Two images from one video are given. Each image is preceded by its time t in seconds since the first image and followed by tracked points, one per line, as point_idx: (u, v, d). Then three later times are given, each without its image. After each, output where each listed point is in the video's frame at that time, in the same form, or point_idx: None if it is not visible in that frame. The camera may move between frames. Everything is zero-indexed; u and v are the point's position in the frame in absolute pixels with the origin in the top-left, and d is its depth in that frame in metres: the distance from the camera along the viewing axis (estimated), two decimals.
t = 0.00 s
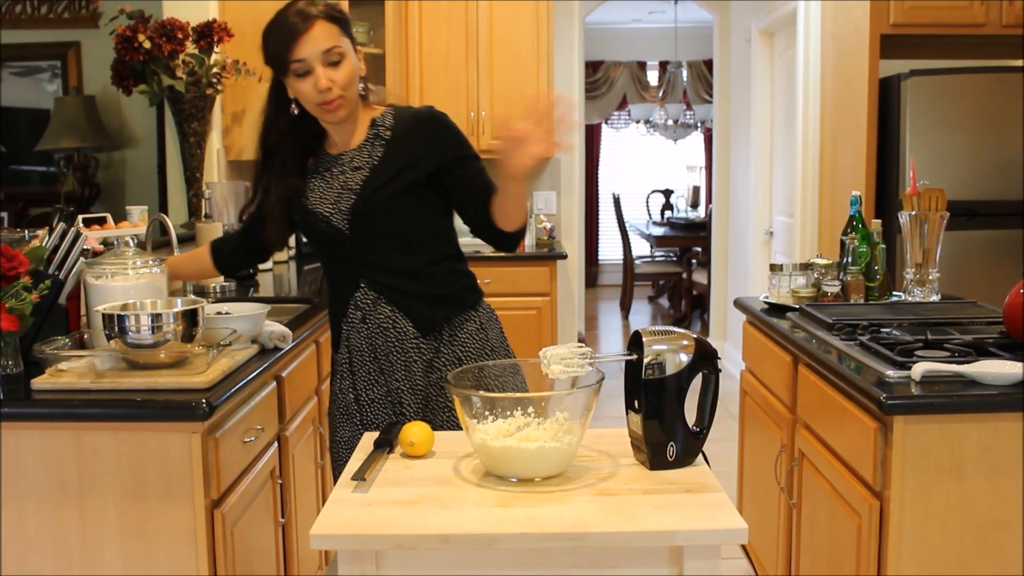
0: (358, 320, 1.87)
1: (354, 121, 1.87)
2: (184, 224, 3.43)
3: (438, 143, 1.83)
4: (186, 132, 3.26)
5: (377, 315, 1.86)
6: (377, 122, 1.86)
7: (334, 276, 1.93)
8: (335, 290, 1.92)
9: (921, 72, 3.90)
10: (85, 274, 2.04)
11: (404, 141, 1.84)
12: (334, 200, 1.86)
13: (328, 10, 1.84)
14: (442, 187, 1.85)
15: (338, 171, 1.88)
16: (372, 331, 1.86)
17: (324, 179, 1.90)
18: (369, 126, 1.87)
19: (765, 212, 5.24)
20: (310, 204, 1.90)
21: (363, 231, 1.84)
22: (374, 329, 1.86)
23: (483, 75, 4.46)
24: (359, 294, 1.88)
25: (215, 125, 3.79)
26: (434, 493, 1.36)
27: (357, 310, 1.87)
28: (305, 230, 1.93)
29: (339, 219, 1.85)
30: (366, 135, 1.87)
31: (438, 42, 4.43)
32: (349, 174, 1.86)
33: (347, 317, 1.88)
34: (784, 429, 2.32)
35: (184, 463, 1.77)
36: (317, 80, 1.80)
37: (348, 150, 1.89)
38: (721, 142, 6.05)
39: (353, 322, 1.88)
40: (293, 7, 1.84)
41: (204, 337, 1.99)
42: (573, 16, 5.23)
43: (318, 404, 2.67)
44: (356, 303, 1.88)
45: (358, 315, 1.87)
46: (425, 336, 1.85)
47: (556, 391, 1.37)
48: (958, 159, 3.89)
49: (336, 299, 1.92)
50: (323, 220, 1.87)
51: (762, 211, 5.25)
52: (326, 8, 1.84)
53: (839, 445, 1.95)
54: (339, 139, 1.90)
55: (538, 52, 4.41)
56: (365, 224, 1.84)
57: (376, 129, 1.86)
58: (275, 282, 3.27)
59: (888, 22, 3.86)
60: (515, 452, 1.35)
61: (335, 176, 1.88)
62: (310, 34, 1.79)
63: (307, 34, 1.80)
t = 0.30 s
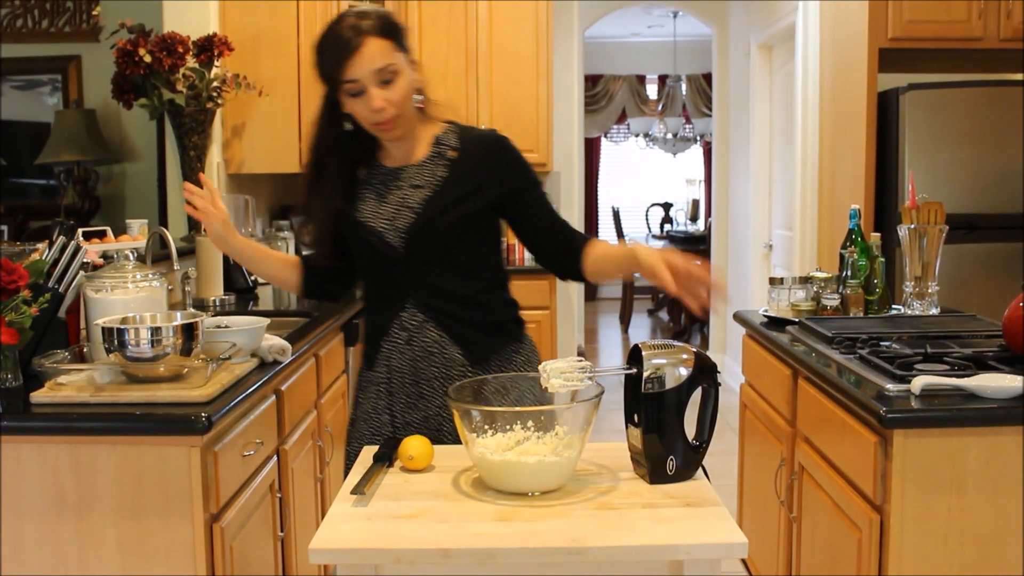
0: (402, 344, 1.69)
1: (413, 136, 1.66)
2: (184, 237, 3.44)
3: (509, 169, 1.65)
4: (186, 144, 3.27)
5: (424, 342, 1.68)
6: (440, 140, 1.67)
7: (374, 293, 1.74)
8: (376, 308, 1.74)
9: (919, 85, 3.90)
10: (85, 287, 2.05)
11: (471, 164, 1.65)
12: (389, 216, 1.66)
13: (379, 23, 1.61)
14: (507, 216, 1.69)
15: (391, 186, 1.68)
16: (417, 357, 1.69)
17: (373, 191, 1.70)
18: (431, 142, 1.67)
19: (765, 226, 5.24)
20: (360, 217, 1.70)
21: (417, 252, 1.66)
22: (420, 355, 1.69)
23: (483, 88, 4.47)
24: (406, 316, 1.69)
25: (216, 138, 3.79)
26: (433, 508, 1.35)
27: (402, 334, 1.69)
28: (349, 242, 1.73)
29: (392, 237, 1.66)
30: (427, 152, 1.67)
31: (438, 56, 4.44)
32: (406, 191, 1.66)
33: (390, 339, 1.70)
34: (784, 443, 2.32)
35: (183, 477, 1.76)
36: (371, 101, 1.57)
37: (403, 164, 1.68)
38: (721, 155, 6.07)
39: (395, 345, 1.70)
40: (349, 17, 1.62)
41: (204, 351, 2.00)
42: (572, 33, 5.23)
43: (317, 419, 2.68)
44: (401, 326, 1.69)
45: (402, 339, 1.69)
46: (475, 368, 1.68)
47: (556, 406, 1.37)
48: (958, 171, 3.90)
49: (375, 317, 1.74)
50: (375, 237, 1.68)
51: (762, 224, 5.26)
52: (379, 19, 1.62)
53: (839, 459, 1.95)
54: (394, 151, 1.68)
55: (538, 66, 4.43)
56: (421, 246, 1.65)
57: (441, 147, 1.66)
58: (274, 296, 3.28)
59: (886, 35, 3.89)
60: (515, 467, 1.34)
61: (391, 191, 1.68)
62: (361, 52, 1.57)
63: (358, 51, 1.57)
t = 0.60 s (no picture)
0: (489, 364, 1.72)
1: (513, 150, 1.68)
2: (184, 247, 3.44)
3: (605, 194, 1.68)
4: (185, 156, 3.28)
5: (512, 363, 1.71)
6: (540, 160, 1.69)
7: (455, 309, 1.75)
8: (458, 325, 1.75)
9: (918, 98, 3.91)
10: (84, 299, 2.05)
11: (570, 187, 1.68)
12: (485, 237, 1.67)
13: (485, 23, 1.59)
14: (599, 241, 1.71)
15: (488, 204, 1.68)
16: (501, 375, 1.72)
17: (466, 205, 1.69)
18: (531, 162, 1.68)
19: (764, 237, 5.24)
20: (451, 234, 1.69)
21: (513, 274, 1.68)
22: (505, 373, 1.72)
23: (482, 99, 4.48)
24: (495, 336, 1.72)
25: (216, 150, 3.80)
26: (432, 520, 1.34)
27: (490, 353, 1.72)
28: (437, 256, 1.72)
29: (491, 257, 1.67)
30: (525, 171, 1.68)
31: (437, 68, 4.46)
32: (505, 211, 1.67)
33: (477, 359, 1.73)
34: (784, 455, 2.31)
35: (183, 488, 1.76)
36: (473, 105, 1.57)
37: (500, 181, 1.68)
38: (720, 166, 6.09)
39: (481, 366, 1.73)
40: (452, 16, 1.60)
41: (203, 363, 2.04)
42: (573, 43, 5.28)
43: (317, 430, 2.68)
44: (490, 346, 1.72)
45: (490, 359, 1.72)
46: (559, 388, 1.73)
47: (555, 418, 1.36)
48: (958, 182, 3.91)
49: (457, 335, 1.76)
50: (469, 257, 1.68)
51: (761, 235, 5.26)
52: (483, 21, 1.60)
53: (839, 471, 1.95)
54: (489, 164, 1.69)
55: (536, 77, 4.43)
56: (518, 268, 1.67)
57: (541, 167, 1.68)
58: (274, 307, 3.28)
59: (886, 47, 3.87)
60: (514, 478, 1.33)
61: (487, 210, 1.68)
62: (469, 55, 1.55)
63: (464, 54, 1.55)
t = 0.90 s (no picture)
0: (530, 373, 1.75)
1: (562, 155, 1.75)
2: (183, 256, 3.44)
3: (658, 211, 1.71)
4: (185, 165, 3.29)
5: (554, 372, 1.74)
6: (595, 172, 1.74)
7: (499, 316, 1.78)
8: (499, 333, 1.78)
9: (918, 108, 3.92)
10: (84, 308, 2.05)
11: (622, 201, 1.71)
12: (536, 247, 1.71)
13: (543, 26, 1.64)
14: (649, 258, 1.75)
15: (541, 213, 1.73)
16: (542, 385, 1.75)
17: (518, 213, 1.75)
18: (585, 174, 1.74)
19: (763, 246, 5.25)
20: (502, 242, 1.73)
21: (561, 284, 1.71)
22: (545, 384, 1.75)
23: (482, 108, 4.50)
24: (538, 345, 1.75)
25: (216, 159, 3.81)
26: (431, 530, 1.33)
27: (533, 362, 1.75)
28: (485, 262, 1.75)
29: (540, 267, 1.71)
30: (579, 182, 1.73)
31: (437, 77, 4.47)
32: (557, 222, 1.72)
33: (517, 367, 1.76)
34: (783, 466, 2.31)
35: (181, 497, 1.75)
36: (525, 111, 1.59)
37: (553, 190, 1.74)
38: (720, 175, 6.09)
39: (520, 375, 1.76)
40: (511, 19, 1.64)
41: (202, 371, 2.03)
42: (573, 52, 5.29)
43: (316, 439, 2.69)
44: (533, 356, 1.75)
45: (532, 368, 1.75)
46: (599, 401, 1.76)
47: (554, 428, 1.34)
48: (958, 192, 3.91)
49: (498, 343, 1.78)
50: (518, 266, 1.72)
51: (761, 244, 5.27)
52: (546, 24, 1.65)
53: (838, 481, 1.95)
54: (544, 173, 1.76)
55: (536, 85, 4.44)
56: (567, 279, 1.71)
57: (595, 180, 1.73)
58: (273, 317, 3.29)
59: (884, 57, 3.88)
60: (512, 489, 1.33)
61: (538, 221, 1.73)
62: (526, 59, 1.59)
63: (521, 58, 1.59)
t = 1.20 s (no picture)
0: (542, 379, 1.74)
1: (574, 161, 1.74)
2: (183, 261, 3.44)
3: (669, 215, 1.73)
4: (185, 170, 3.29)
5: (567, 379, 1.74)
6: (605, 176, 1.74)
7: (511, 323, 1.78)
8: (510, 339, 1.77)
9: (916, 114, 3.93)
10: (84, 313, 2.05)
11: (634, 206, 1.72)
12: (548, 254, 1.71)
13: (565, 28, 1.65)
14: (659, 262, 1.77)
15: (552, 219, 1.74)
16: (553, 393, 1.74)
17: (529, 219, 1.75)
18: (596, 179, 1.74)
19: (763, 250, 5.26)
20: (514, 249, 1.73)
21: (575, 291, 1.71)
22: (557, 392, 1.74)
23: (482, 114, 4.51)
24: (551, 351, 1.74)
25: (216, 164, 3.81)
26: (430, 535, 1.33)
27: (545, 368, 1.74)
28: (496, 268, 1.74)
29: (553, 274, 1.71)
30: (590, 188, 1.74)
31: (437, 82, 4.49)
32: (570, 228, 1.72)
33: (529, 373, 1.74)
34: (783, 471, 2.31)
35: (181, 502, 1.75)
36: (543, 108, 1.61)
37: (565, 196, 1.74)
38: (720, 180, 6.09)
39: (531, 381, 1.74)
40: (531, 20, 1.65)
41: (201, 377, 2.05)
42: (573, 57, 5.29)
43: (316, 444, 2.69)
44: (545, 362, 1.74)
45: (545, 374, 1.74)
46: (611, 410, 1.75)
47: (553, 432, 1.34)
48: (958, 197, 3.91)
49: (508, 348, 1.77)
50: (531, 273, 1.72)
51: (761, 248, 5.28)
52: (562, 26, 1.66)
53: (839, 487, 1.94)
54: (553, 178, 1.76)
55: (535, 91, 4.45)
56: (580, 285, 1.71)
57: (606, 185, 1.73)
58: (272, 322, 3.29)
59: (883, 64, 3.88)
60: (512, 494, 1.33)
61: (550, 227, 1.73)
62: (547, 57, 1.60)
63: (541, 56, 1.60)
